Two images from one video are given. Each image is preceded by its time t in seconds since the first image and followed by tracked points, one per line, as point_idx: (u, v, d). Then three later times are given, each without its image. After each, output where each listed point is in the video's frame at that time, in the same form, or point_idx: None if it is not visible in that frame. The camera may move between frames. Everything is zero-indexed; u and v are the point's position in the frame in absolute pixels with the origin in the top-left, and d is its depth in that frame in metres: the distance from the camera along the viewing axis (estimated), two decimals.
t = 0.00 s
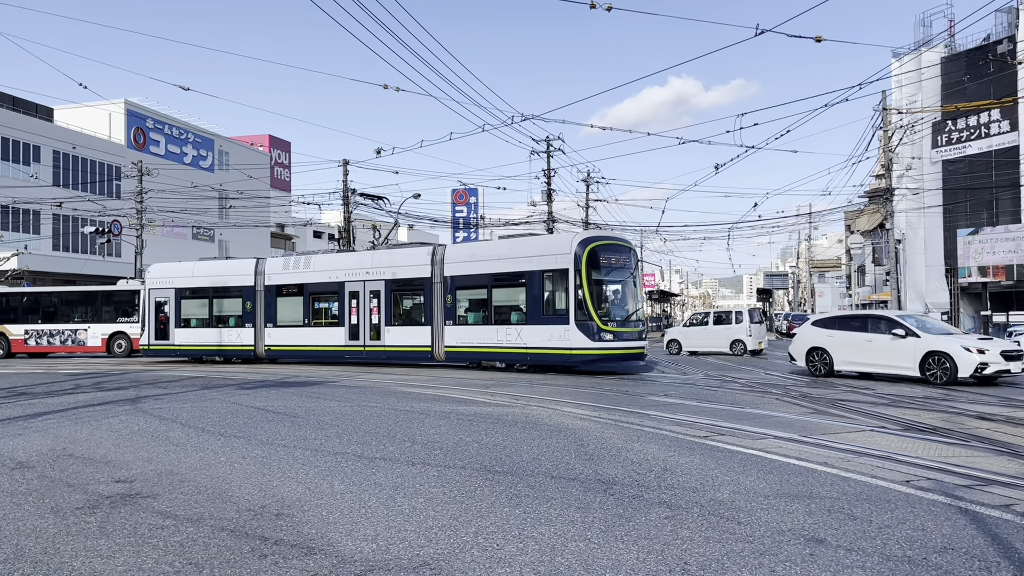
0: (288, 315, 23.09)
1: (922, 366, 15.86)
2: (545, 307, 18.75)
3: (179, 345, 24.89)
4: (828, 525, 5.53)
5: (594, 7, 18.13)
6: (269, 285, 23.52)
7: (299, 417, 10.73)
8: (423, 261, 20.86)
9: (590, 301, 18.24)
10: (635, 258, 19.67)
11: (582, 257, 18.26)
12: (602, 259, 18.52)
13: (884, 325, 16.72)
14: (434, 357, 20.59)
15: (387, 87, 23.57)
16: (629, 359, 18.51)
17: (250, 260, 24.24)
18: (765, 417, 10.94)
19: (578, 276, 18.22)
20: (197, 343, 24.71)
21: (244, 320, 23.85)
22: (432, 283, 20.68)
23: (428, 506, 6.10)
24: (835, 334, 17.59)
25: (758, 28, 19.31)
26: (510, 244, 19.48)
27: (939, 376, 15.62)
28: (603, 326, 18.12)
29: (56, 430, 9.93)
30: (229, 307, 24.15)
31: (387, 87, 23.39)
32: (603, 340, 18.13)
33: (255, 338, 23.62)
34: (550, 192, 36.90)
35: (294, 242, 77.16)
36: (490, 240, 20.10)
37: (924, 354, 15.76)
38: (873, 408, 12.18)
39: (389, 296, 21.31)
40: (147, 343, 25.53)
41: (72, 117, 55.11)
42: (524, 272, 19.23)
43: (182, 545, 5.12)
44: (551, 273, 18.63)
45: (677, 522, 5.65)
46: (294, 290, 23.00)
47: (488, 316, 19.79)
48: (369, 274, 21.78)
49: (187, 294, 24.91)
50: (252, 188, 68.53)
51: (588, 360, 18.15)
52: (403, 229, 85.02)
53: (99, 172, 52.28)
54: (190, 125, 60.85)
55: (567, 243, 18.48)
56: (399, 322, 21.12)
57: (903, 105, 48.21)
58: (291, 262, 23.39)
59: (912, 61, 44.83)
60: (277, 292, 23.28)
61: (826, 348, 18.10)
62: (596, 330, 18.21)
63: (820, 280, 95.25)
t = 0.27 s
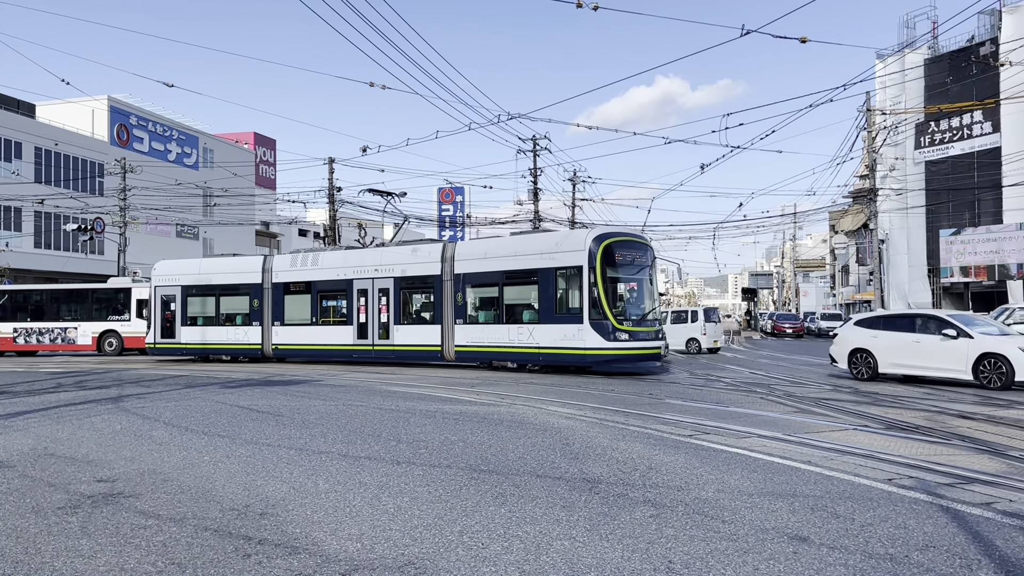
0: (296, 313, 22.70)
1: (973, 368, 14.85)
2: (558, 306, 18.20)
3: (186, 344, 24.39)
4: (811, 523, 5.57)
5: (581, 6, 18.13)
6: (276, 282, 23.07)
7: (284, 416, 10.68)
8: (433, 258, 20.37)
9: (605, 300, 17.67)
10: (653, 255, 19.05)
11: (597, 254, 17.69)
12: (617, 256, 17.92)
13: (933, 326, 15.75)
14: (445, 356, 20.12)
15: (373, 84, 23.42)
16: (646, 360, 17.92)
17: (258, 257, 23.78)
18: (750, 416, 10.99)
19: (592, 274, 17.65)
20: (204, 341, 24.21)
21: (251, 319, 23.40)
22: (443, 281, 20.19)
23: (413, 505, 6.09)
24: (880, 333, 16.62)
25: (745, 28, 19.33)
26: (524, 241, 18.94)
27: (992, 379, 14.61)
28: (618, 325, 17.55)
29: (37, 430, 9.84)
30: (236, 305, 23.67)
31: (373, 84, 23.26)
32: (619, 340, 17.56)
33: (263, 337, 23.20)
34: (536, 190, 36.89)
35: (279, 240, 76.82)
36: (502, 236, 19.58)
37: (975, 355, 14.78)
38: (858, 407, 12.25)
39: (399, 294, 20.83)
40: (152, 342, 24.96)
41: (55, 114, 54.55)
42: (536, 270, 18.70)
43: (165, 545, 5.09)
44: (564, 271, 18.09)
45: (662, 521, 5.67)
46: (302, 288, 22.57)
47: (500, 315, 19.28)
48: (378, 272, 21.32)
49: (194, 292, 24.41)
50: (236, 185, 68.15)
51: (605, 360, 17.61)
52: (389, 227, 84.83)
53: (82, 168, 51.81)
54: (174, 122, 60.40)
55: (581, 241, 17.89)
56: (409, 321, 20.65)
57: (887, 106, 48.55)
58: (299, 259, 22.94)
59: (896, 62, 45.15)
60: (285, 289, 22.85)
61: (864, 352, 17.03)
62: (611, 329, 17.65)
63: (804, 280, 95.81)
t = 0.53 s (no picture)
0: (304, 311, 22.15)
1: None
2: (572, 305, 17.40)
3: (192, 342, 23.83)
4: (792, 521, 5.61)
5: (565, 5, 18.09)
6: (284, 280, 22.50)
7: (266, 416, 10.63)
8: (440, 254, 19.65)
9: (620, 298, 16.84)
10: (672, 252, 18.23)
11: (612, 250, 16.86)
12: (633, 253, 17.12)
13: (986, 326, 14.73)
14: (454, 356, 19.39)
15: (357, 82, 23.29)
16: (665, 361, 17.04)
17: (266, 253, 23.26)
18: (732, 415, 11.05)
19: (607, 271, 16.83)
20: (210, 339, 23.73)
21: (259, 317, 22.90)
22: (452, 278, 19.47)
23: (395, 504, 6.08)
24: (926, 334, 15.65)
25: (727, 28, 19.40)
26: (536, 236, 18.19)
27: None
28: (634, 324, 16.71)
29: (15, 429, 9.73)
30: (244, 303, 23.18)
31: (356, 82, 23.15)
32: (635, 339, 16.72)
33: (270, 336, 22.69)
34: (520, 189, 36.91)
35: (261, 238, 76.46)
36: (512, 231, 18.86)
37: None
38: (839, 406, 12.33)
39: (407, 292, 20.16)
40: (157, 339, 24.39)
41: (34, 109, 53.96)
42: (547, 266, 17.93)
43: (144, 545, 5.05)
44: (577, 268, 17.28)
45: (643, 519, 5.68)
46: (309, 285, 22.01)
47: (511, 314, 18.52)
48: (386, 269, 20.66)
49: (201, 289, 23.85)
50: (218, 183, 67.71)
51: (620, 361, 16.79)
52: (373, 225, 84.64)
53: (61, 165, 51.29)
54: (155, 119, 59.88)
55: (595, 235, 17.09)
56: (418, 319, 19.95)
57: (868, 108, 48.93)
58: (306, 255, 22.38)
59: (876, 64, 45.49)
60: (292, 287, 22.32)
61: (908, 354, 15.99)
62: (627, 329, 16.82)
63: (786, 279, 96.51)
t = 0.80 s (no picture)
0: (311, 310, 21.63)
1: None
2: (586, 303, 16.86)
3: (196, 341, 23.38)
4: (770, 519, 5.65)
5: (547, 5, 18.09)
6: (290, 278, 21.97)
7: (246, 414, 10.57)
8: (450, 250, 19.11)
9: (637, 297, 16.30)
10: (690, 249, 17.68)
11: (629, 246, 16.33)
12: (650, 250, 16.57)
13: None
14: (463, 356, 18.84)
15: (338, 79, 23.13)
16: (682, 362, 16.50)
17: (273, 250, 22.72)
18: (712, 414, 11.12)
19: (624, 268, 16.30)
20: (215, 338, 23.25)
21: (265, 315, 22.38)
22: (462, 275, 18.94)
23: (375, 503, 6.06)
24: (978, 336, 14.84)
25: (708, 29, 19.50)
26: (548, 232, 17.65)
27: None
28: (651, 323, 16.18)
29: None
30: (249, 301, 22.70)
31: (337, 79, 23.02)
32: (652, 339, 16.18)
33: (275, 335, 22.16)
34: (501, 188, 36.93)
35: (240, 236, 75.93)
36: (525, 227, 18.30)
37: None
38: (817, 405, 12.44)
39: (415, 290, 19.64)
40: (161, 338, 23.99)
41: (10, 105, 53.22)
42: (560, 263, 17.35)
43: (121, 545, 5.00)
44: (592, 265, 16.75)
45: (623, 517, 5.71)
46: (317, 283, 21.48)
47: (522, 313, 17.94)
48: (394, 265, 20.14)
49: (206, 287, 23.46)
50: (197, 180, 67.16)
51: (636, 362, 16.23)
52: (354, 224, 84.33)
53: (37, 161, 50.62)
54: (133, 115, 59.25)
55: (609, 230, 16.57)
56: (426, 318, 19.41)
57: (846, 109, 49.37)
58: (314, 252, 21.83)
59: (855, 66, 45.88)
60: (299, 285, 21.77)
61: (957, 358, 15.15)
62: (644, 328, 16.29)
63: (765, 279, 97.16)
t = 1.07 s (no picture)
0: (316, 308, 21.00)
1: None
2: (601, 302, 16.19)
3: (200, 340, 22.81)
4: (745, 517, 5.69)
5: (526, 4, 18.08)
6: (296, 274, 21.39)
7: (222, 414, 10.49)
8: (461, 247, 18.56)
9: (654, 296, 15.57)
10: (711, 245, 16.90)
11: (646, 243, 15.62)
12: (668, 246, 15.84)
13: None
14: (473, 357, 18.31)
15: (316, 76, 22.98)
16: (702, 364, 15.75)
17: (276, 246, 22.07)
18: (689, 412, 11.18)
19: (641, 266, 15.59)
20: (219, 337, 22.64)
21: (269, 314, 21.76)
22: (472, 273, 18.39)
23: (351, 503, 6.03)
24: None
25: (686, 30, 19.57)
26: (562, 227, 17.03)
27: None
28: (669, 323, 15.46)
29: None
30: (254, 298, 22.06)
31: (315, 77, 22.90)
32: (670, 340, 15.46)
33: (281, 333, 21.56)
34: (481, 186, 36.90)
35: (217, 234, 75.33)
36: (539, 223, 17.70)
37: None
38: (792, 403, 12.55)
39: (424, 288, 19.06)
40: (163, 337, 23.41)
41: None
42: (574, 260, 16.72)
43: (93, 547, 4.94)
44: (607, 262, 16.08)
45: (601, 516, 5.73)
46: (322, 280, 20.86)
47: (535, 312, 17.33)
48: (402, 262, 19.55)
49: (209, 284, 22.82)
50: (173, 177, 66.50)
51: (652, 364, 15.53)
52: (331, 222, 83.92)
53: (9, 157, 49.86)
54: (108, 111, 58.53)
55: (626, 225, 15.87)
56: (435, 317, 18.83)
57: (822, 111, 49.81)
58: (319, 248, 21.21)
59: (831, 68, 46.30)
60: (304, 282, 21.15)
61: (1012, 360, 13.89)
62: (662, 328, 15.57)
63: (742, 278, 97.84)
